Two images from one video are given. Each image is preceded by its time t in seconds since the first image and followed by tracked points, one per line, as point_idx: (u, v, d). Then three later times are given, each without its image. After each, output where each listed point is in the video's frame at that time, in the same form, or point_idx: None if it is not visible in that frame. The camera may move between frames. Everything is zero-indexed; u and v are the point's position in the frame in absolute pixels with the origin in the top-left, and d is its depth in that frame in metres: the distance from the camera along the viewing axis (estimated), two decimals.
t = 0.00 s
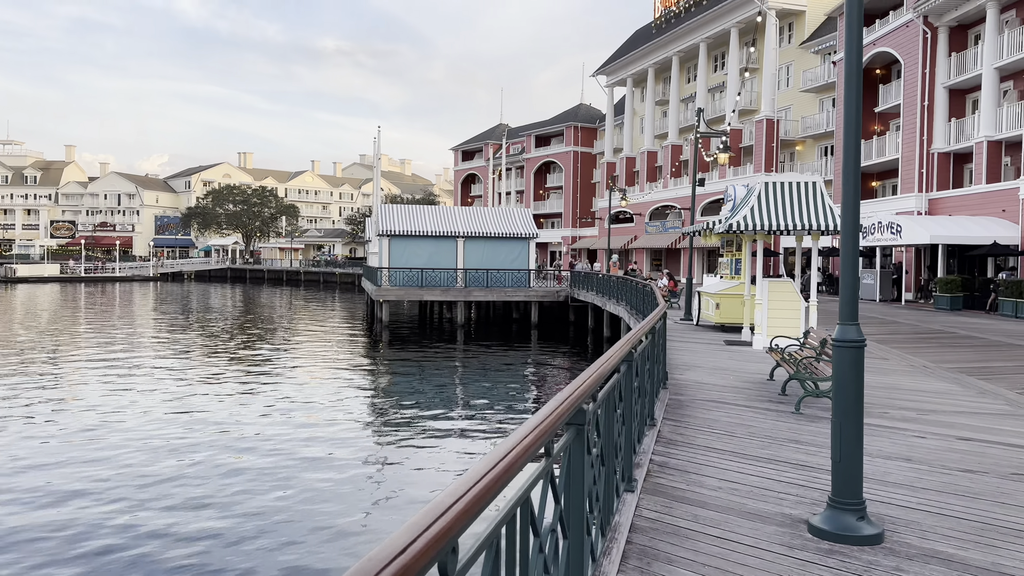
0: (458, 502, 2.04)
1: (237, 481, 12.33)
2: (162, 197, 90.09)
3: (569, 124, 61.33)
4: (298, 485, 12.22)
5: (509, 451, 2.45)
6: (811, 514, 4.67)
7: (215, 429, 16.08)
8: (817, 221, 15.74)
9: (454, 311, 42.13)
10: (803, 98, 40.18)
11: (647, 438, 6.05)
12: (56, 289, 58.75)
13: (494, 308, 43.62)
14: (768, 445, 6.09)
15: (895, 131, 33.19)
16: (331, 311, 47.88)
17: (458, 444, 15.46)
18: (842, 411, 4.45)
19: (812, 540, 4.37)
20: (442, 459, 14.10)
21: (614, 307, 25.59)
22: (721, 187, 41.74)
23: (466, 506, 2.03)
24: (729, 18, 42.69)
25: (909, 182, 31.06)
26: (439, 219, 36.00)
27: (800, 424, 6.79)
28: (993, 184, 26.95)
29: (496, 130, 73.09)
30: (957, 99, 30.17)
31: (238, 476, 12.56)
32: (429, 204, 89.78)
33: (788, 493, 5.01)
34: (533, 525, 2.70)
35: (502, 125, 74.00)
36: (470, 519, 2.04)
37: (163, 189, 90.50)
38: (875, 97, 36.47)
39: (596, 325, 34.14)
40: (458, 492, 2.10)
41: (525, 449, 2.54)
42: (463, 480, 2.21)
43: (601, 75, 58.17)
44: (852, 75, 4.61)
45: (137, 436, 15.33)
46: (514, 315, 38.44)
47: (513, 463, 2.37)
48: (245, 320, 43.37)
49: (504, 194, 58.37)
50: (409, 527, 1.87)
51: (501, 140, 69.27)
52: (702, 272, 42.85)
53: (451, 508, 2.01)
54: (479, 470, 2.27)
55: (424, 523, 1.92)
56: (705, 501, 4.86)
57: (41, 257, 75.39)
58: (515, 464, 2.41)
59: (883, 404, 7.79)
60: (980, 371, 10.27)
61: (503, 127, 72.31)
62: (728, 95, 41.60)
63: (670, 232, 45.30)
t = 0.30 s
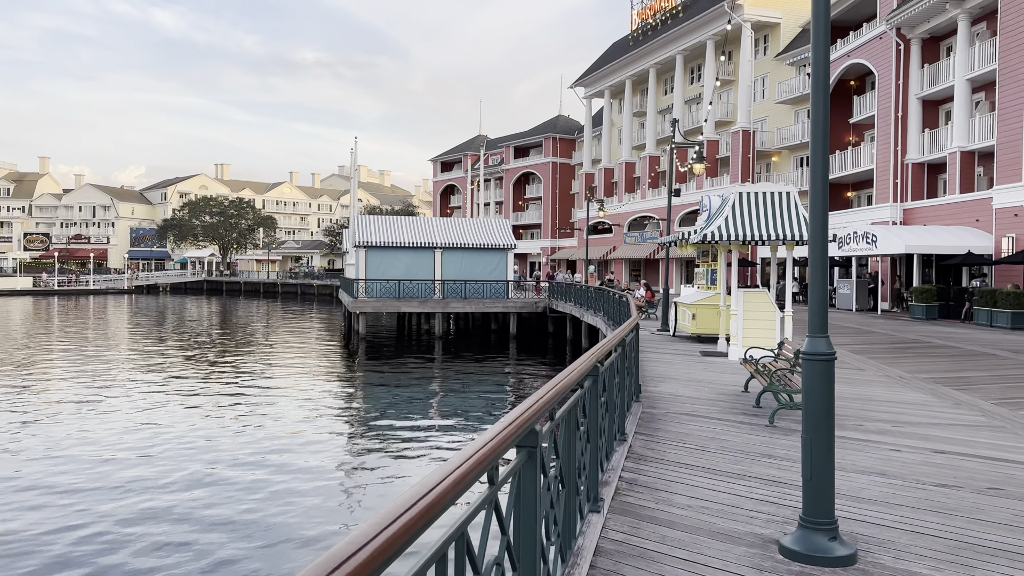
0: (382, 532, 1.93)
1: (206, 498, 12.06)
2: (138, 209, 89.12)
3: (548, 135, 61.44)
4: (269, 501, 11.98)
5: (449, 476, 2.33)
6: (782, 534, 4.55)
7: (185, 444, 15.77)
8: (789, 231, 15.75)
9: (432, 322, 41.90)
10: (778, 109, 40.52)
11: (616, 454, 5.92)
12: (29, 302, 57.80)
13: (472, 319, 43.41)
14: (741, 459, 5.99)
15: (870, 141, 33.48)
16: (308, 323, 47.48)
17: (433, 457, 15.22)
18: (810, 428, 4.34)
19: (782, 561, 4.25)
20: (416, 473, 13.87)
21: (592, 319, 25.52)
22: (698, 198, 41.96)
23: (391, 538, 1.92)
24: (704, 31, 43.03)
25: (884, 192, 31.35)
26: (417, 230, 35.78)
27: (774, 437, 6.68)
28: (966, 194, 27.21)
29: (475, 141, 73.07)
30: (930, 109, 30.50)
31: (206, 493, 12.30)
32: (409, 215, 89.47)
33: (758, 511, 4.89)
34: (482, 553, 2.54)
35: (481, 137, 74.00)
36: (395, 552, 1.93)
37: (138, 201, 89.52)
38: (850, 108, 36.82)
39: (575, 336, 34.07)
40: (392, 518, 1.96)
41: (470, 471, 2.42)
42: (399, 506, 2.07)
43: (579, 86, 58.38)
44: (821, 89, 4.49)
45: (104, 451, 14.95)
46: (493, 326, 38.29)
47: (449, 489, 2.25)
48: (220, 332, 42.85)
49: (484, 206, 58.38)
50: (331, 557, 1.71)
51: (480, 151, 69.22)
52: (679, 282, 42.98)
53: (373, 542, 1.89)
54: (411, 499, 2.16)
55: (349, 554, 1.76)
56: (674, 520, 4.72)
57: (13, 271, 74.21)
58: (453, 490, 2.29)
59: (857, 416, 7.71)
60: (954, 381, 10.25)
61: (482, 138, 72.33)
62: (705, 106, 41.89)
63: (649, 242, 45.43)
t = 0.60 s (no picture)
0: (345, 550, 1.82)
1: (186, 511, 11.86)
2: (123, 221, 88.51)
3: (535, 145, 61.49)
4: (251, 514, 11.79)
5: (418, 490, 2.22)
6: (767, 554, 4.42)
7: (167, 456, 15.55)
8: (774, 240, 15.71)
9: (420, 333, 41.72)
10: (763, 118, 40.69)
11: (598, 470, 5.79)
12: (12, 316, 57.21)
13: (460, 330, 43.27)
14: (725, 474, 5.86)
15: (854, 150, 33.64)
16: (294, 335, 47.19)
17: (419, 469, 15.04)
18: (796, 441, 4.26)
19: None
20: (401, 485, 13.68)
21: (579, 329, 25.45)
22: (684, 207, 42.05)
23: (355, 556, 1.81)
24: (689, 40, 43.22)
25: (869, 200, 31.47)
26: (403, 240, 35.65)
27: (760, 449, 6.57)
28: (951, 201, 27.34)
29: (462, 151, 73.08)
30: (915, 117, 30.67)
31: (187, 506, 12.10)
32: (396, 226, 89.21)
33: (742, 529, 4.76)
34: None
35: (468, 147, 74.01)
36: (359, 571, 1.83)
37: (124, 213, 88.96)
38: (834, 117, 37.01)
39: (563, 346, 33.99)
40: (344, 548, 1.82)
41: (438, 489, 2.30)
42: (352, 533, 1.93)
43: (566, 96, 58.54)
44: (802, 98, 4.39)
45: (83, 465, 14.62)
46: (481, 336, 38.13)
47: (415, 507, 2.14)
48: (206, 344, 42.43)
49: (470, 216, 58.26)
50: None
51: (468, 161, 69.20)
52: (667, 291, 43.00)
53: (339, 557, 1.78)
54: (385, 511, 2.06)
55: None
56: (657, 540, 4.58)
57: None
58: (422, 504, 2.18)
59: (844, 427, 7.62)
60: (941, 390, 10.19)
61: (469, 148, 72.33)
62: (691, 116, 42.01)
63: (636, 252, 45.44)
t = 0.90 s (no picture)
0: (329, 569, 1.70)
1: (177, 521, 11.68)
2: (116, 232, 88.25)
3: (528, 153, 61.47)
4: (242, 524, 11.59)
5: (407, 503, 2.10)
6: (770, 569, 4.28)
7: (158, 467, 15.37)
8: (770, 244, 15.60)
9: (414, 342, 41.53)
10: (756, 125, 40.72)
11: (594, 482, 5.64)
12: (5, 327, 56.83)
13: (454, 338, 43.09)
14: (725, 485, 5.72)
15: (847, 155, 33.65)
16: (288, 345, 46.95)
17: (413, 479, 14.84)
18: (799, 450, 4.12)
19: None
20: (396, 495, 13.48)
21: (574, 336, 25.32)
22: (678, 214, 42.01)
23: None
24: (681, 47, 43.29)
25: (863, 206, 31.46)
26: (397, 249, 35.52)
27: (760, 458, 6.43)
28: (945, 206, 27.32)
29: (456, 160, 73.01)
30: (908, 122, 30.71)
31: (178, 516, 11.92)
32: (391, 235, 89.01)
33: (744, 544, 4.62)
34: None
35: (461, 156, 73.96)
36: None
37: (118, 224, 88.67)
38: (827, 123, 37.05)
39: (558, 354, 33.84)
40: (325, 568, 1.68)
41: (428, 502, 2.17)
42: (334, 551, 1.80)
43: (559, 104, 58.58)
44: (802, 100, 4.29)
45: (73, 476, 14.42)
46: (475, 345, 37.95)
47: (405, 522, 2.02)
48: (199, 355, 42.12)
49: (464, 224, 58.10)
50: None
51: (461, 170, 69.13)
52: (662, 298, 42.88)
53: None
54: (372, 525, 1.93)
55: None
56: (655, 556, 4.43)
57: None
58: (412, 520, 2.05)
59: (846, 435, 7.46)
60: (941, 395, 10.06)
61: (463, 156, 72.29)
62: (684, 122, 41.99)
63: (630, 259, 45.34)
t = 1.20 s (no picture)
0: None
1: (172, 531, 11.53)
2: (115, 242, 88.11)
3: (527, 160, 61.42)
4: (238, 534, 11.42)
5: (407, 531, 1.97)
6: None
7: (153, 477, 15.19)
8: (771, 250, 15.46)
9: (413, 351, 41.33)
10: (754, 130, 40.65)
11: (595, 499, 5.48)
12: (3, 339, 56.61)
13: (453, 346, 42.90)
14: (731, 500, 5.57)
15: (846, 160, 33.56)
16: (288, 355, 46.71)
17: (411, 489, 14.67)
18: (811, 466, 3.97)
19: None
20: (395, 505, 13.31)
21: (574, 344, 25.14)
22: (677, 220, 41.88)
23: None
24: (678, 53, 43.29)
25: (863, 211, 31.35)
26: (395, 257, 35.37)
27: (766, 471, 6.27)
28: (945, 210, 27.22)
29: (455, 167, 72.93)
30: (907, 127, 30.62)
31: (173, 526, 11.77)
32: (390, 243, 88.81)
33: (752, 564, 4.45)
34: None
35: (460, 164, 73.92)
36: None
37: (116, 235, 88.58)
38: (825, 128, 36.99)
39: (558, 361, 33.67)
40: None
41: (426, 530, 2.04)
42: None
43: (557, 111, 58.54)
44: (811, 102, 4.16)
45: (67, 487, 14.25)
46: (475, 353, 37.75)
47: (404, 551, 1.88)
48: (197, 365, 41.93)
49: (463, 231, 57.94)
50: None
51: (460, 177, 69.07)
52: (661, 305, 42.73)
53: None
54: (367, 557, 1.80)
55: None
56: None
57: None
58: (410, 550, 1.92)
59: (853, 444, 7.31)
60: (947, 403, 9.90)
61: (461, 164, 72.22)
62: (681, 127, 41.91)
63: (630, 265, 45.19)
